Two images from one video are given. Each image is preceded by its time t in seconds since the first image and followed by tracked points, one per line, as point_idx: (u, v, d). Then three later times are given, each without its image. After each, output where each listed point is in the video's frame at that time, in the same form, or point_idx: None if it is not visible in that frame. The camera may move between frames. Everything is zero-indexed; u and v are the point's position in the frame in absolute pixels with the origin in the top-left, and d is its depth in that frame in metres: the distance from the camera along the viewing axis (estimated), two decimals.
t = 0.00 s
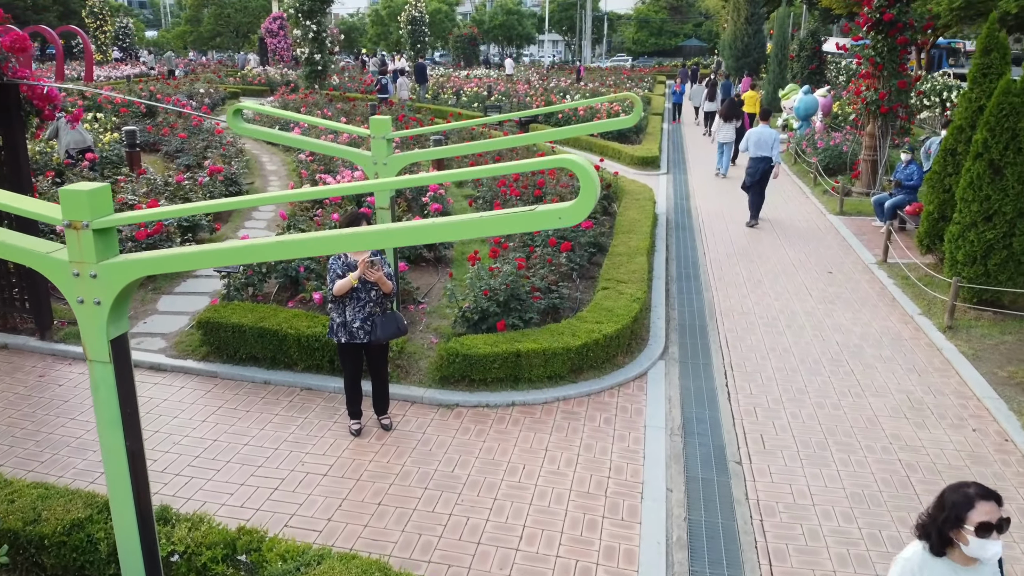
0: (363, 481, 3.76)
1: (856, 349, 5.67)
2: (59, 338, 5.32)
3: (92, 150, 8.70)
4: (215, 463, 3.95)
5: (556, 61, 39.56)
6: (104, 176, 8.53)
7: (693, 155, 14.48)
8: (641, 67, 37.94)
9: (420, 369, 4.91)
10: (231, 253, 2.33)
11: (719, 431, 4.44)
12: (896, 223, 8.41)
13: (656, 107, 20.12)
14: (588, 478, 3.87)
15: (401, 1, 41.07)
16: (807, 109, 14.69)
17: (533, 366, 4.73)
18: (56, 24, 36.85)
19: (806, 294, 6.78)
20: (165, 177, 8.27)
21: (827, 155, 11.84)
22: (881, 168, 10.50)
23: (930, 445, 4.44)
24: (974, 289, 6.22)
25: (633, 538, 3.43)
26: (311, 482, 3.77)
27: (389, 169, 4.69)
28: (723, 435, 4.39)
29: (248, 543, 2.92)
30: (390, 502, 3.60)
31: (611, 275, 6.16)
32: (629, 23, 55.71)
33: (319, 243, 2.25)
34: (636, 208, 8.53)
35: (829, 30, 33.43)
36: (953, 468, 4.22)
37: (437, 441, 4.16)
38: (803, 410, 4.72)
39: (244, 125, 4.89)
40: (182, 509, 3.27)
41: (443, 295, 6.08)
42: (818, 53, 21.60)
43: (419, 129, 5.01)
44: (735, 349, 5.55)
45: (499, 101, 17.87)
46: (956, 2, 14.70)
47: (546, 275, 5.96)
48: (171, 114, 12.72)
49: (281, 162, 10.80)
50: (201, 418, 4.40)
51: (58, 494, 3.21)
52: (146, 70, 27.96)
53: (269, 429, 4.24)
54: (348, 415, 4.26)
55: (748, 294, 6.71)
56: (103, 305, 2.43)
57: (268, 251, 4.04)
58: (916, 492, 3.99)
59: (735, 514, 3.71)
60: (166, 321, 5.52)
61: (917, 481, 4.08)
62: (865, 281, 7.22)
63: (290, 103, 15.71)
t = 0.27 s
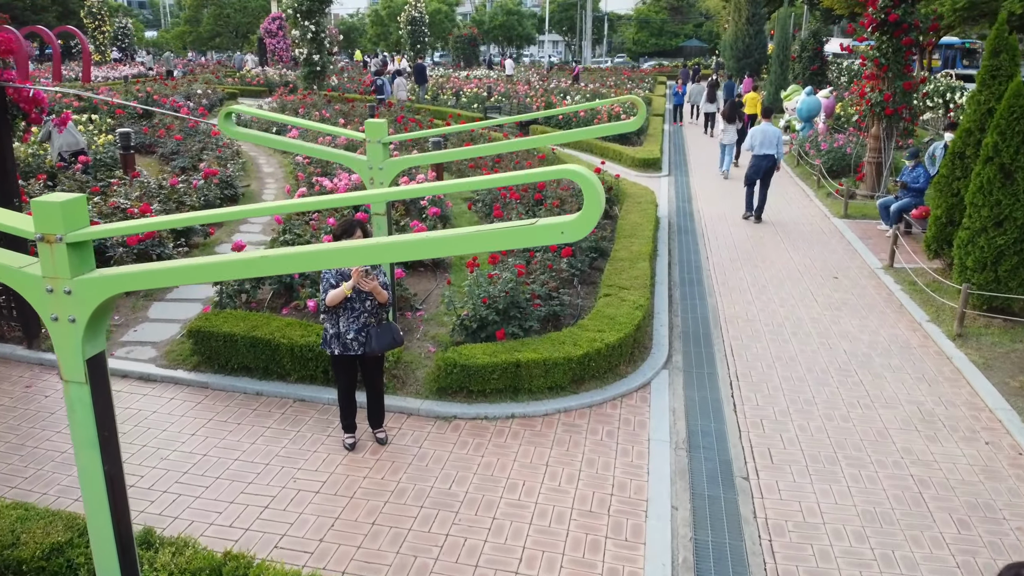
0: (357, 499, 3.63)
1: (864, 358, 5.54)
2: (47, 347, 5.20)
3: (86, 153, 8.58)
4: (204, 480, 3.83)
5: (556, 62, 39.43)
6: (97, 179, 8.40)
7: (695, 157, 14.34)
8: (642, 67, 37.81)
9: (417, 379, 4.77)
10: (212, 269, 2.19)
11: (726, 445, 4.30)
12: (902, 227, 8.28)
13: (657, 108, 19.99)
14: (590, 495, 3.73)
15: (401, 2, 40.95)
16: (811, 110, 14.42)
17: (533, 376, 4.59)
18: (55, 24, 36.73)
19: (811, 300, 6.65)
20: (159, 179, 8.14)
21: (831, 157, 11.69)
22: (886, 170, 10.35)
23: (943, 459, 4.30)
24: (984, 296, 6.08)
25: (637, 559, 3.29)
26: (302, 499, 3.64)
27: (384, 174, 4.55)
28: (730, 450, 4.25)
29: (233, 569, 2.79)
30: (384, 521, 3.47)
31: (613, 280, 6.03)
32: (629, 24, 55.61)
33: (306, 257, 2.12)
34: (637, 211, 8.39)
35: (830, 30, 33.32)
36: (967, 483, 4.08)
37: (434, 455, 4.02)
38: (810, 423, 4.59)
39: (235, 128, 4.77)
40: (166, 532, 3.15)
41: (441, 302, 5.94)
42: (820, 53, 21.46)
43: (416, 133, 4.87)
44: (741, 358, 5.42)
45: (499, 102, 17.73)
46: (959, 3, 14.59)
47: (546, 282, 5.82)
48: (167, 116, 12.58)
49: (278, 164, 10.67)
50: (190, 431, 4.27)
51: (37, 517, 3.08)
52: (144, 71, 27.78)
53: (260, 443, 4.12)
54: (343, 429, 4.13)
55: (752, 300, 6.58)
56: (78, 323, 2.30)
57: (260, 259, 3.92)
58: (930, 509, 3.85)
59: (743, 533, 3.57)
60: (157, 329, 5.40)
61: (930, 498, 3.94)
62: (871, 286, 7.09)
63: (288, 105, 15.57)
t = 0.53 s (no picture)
0: (350, 520, 3.49)
1: (873, 367, 5.40)
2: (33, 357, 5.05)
3: (78, 156, 8.45)
4: (192, 498, 3.68)
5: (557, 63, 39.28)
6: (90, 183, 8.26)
7: (697, 159, 14.19)
8: (643, 68, 37.67)
9: (413, 391, 4.62)
10: (190, 288, 2.04)
11: (733, 460, 4.16)
12: (908, 230, 8.14)
13: (658, 109, 19.86)
14: (593, 515, 3.59)
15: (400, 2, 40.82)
16: (813, 111, 14.32)
17: (534, 388, 4.45)
18: (53, 24, 36.59)
19: (818, 307, 6.50)
20: (152, 183, 8.00)
21: (834, 159, 11.55)
22: (891, 173, 10.21)
23: (957, 475, 4.16)
24: (995, 303, 5.94)
25: None
26: (293, 520, 3.50)
27: (380, 179, 4.40)
28: (737, 466, 4.11)
29: None
30: (378, 544, 3.32)
31: (615, 287, 5.88)
32: (628, 24, 55.47)
33: (289, 274, 1.97)
34: (639, 215, 8.25)
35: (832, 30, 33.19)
36: (983, 501, 3.94)
37: (430, 472, 3.88)
38: (820, 437, 4.45)
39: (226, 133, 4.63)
40: (150, 557, 3.00)
41: (439, 309, 5.80)
42: (822, 54, 21.33)
43: (414, 137, 4.72)
44: (747, 368, 5.27)
45: (499, 103, 17.59)
46: (963, 4, 14.47)
47: (547, 289, 5.69)
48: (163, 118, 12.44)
49: (274, 166, 10.53)
50: (179, 447, 4.12)
51: (13, 542, 2.93)
52: (141, 71, 27.63)
53: (251, 459, 3.98)
54: (336, 444, 3.98)
55: (757, 307, 6.44)
56: (48, 344, 2.16)
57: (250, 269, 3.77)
58: (945, 528, 3.70)
59: (753, 555, 3.43)
60: (146, 339, 5.26)
61: (945, 516, 3.80)
62: (878, 292, 6.95)
63: (285, 105, 15.42)
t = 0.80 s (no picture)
0: (343, 543, 3.33)
1: (884, 378, 5.24)
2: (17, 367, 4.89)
3: (70, 159, 8.29)
4: (178, 519, 3.53)
5: (557, 63, 39.11)
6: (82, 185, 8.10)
7: (698, 161, 14.03)
8: (644, 68, 37.50)
9: (410, 404, 4.46)
10: (167, 311, 1.88)
11: (742, 478, 4.00)
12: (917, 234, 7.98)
13: (659, 110, 19.70)
14: (597, 537, 3.43)
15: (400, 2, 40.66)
16: (817, 113, 14.20)
17: (535, 402, 4.28)
18: (52, 24, 36.40)
19: (826, 314, 6.34)
20: (145, 186, 7.84)
21: (839, 161, 11.38)
22: (897, 176, 10.05)
23: (975, 493, 4.00)
24: (1009, 311, 5.79)
25: None
26: (284, 543, 3.34)
27: (376, 185, 4.23)
28: (747, 484, 3.95)
29: None
30: (372, 570, 3.17)
31: (618, 294, 5.72)
32: (629, 24, 55.29)
33: (274, 296, 1.81)
34: (642, 218, 8.09)
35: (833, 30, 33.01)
36: (1004, 520, 3.78)
37: (427, 492, 3.72)
38: (832, 453, 4.29)
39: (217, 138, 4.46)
40: None
41: (437, 317, 5.64)
42: (824, 54, 21.17)
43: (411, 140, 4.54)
44: (754, 379, 5.11)
45: (499, 104, 17.42)
46: (968, 4, 14.32)
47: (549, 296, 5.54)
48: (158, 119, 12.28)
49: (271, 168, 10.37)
50: (166, 464, 3.97)
51: None
52: (139, 71, 27.45)
53: (241, 478, 3.83)
54: (329, 462, 3.83)
55: (763, 314, 6.28)
56: (14, 370, 2.00)
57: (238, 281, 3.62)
58: (964, 550, 3.54)
59: None
60: (135, 349, 5.11)
61: (963, 538, 3.64)
62: (887, 299, 6.79)
63: (283, 106, 15.26)
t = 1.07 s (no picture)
0: (334, 571, 3.16)
1: (897, 390, 5.07)
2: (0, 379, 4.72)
3: (62, 161, 8.12)
4: (162, 544, 3.36)
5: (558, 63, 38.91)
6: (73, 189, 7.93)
7: (701, 162, 13.85)
8: (644, 68, 37.31)
9: (406, 418, 4.29)
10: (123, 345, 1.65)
11: (753, 498, 3.84)
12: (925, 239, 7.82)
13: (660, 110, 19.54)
14: (602, 564, 3.26)
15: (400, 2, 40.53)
16: (820, 114, 14.01)
17: (536, 417, 4.12)
18: (50, 25, 36.19)
19: (834, 322, 6.18)
20: (137, 189, 7.67)
21: (844, 163, 11.21)
22: (903, 178, 9.88)
23: (995, 513, 3.83)
24: None
25: None
26: (272, 570, 3.18)
27: (371, 191, 4.06)
28: (758, 505, 3.79)
29: None
30: None
31: (622, 302, 5.55)
32: (629, 24, 55.13)
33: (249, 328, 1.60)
34: (645, 222, 7.92)
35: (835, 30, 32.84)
36: None
37: (424, 513, 3.55)
38: (845, 471, 4.13)
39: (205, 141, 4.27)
40: None
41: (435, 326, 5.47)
42: (827, 55, 21.00)
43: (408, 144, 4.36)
44: (763, 391, 4.95)
45: (499, 105, 17.25)
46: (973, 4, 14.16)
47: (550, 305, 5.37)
48: (154, 120, 12.11)
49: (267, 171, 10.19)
50: (152, 483, 3.81)
51: None
52: (137, 71, 27.30)
53: (229, 498, 3.66)
54: (321, 481, 3.66)
55: (770, 322, 6.11)
56: None
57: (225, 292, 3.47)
58: None
59: None
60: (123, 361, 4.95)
61: (984, 562, 3.47)
62: (897, 306, 6.62)
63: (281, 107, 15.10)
